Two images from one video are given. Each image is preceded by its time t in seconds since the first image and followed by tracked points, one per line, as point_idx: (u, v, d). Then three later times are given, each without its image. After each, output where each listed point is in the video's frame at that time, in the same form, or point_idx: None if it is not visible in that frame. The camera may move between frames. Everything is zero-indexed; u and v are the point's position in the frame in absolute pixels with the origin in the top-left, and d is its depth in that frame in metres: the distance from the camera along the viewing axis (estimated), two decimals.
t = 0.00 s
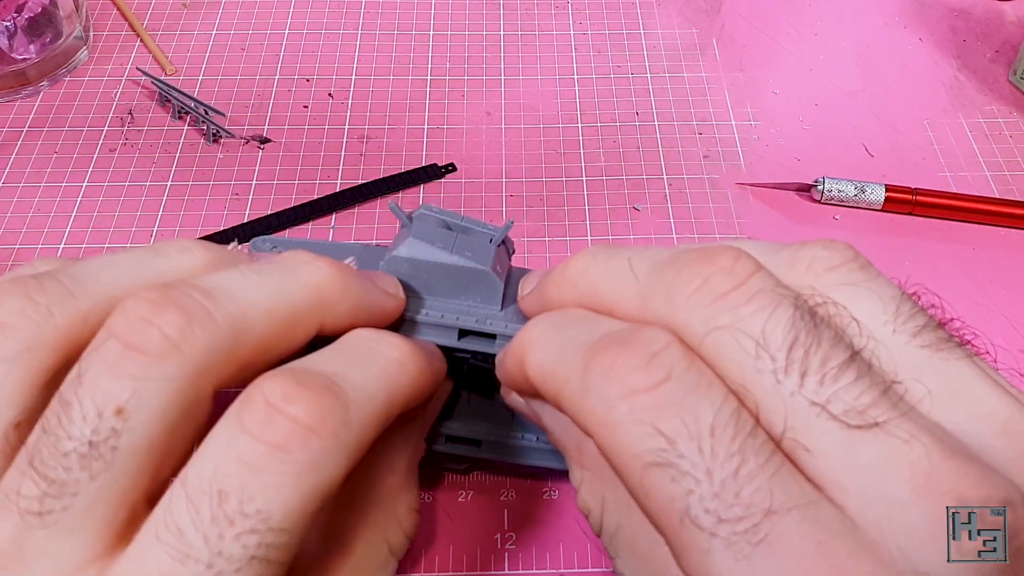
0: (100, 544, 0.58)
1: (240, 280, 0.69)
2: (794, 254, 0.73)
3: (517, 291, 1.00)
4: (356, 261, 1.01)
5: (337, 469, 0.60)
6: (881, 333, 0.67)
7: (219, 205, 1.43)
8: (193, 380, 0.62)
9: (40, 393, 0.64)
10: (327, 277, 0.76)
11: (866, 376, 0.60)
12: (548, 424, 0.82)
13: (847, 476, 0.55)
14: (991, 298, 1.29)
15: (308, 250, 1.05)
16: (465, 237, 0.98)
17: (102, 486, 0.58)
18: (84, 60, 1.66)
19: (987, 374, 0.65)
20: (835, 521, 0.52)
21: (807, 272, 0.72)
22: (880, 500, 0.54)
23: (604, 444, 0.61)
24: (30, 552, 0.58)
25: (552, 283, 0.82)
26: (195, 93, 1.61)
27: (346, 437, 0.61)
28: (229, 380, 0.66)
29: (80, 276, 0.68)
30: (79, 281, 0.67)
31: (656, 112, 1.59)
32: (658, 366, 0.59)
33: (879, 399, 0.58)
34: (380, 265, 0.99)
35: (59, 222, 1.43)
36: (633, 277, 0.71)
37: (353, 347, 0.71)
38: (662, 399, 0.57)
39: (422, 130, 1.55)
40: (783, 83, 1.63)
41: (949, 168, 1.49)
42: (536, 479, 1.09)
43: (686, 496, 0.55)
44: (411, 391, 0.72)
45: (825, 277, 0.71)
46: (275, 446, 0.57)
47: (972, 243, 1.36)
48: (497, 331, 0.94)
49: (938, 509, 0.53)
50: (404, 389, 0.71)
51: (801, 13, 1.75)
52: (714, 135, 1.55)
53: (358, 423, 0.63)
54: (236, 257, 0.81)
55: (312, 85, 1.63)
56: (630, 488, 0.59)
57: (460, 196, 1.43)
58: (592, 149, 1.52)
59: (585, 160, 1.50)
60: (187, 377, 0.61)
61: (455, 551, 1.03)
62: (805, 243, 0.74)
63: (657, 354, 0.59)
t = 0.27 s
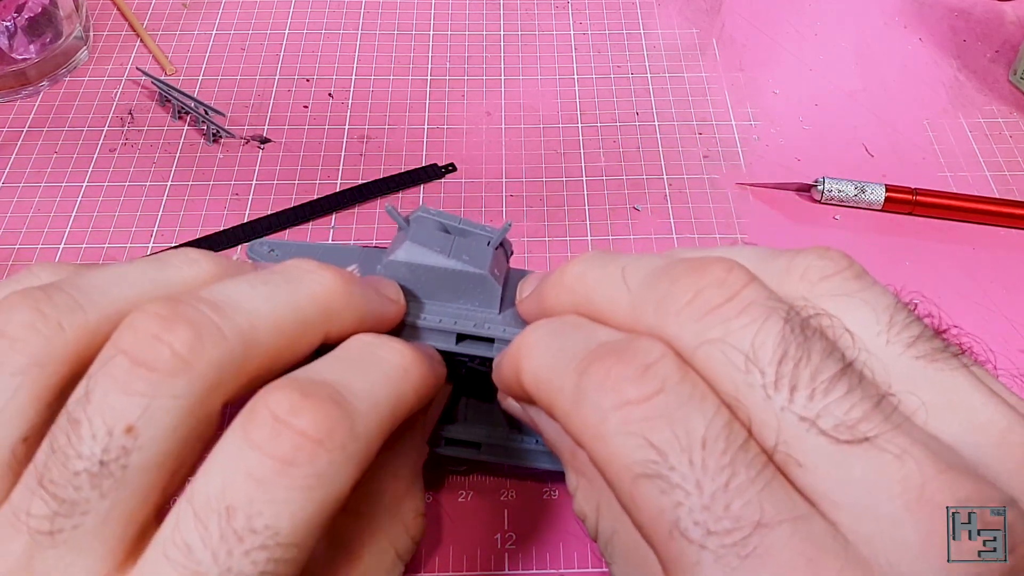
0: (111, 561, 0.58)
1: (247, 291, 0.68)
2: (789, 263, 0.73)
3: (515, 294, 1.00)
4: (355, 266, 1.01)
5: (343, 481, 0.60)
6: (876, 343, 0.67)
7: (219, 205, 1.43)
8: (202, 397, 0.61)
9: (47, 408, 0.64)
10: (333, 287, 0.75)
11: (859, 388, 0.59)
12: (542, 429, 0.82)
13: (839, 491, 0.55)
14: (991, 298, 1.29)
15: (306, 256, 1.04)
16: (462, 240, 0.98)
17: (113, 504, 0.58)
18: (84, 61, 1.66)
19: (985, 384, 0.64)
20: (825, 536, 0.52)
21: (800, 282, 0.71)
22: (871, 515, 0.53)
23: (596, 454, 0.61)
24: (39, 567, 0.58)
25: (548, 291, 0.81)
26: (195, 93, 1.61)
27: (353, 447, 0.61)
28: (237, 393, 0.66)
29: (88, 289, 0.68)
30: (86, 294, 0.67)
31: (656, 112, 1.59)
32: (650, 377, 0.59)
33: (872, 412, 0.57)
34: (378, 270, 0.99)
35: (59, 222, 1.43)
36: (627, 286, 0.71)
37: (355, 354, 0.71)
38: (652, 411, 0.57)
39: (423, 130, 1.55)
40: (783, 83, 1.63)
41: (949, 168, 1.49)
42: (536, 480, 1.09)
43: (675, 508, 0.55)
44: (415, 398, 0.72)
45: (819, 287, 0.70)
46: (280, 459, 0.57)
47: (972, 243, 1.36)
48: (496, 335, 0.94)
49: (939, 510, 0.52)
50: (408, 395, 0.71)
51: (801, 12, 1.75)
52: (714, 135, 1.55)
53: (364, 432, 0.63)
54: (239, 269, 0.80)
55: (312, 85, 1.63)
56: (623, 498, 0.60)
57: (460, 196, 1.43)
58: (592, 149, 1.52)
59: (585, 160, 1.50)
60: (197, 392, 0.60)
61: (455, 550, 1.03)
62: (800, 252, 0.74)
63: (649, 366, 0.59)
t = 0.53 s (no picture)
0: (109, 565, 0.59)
1: (240, 295, 0.68)
2: (791, 261, 0.74)
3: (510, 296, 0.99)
4: (348, 272, 0.99)
5: (341, 488, 0.60)
6: (879, 338, 0.67)
7: (219, 205, 1.43)
8: (195, 400, 0.61)
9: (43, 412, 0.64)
10: (327, 290, 0.75)
11: (863, 380, 0.59)
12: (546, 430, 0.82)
13: (845, 480, 0.54)
14: (991, 298, 1.29)
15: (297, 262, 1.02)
16: (456, 243, 0.96)
17: (106, 508, 0.58)
18: (84, 61, 1.66)
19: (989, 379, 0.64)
20: (831, 524, 0.51)
21: (803, 277, 0.72)
22: (876, 503, 0.53)
23: (600, 447, 0.60)
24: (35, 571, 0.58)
25: (548, 289, 0.82)
26: (194, 93, 1.61)
27: (351, 456, 0.61)
28: (229, 397, 0.66)
29: (85, 291, 0.67)
30: (83, 295, 0.67)
31: (656, 112, 1.59)
32: (656, 367, 0.59)
33: (876, 402, 0.57)
34: (372, 277, 0.97)
35: (59, 222, 1.43)
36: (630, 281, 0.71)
37: (353, 356, 0.70)
38: (659, 400, 0.57)
39: (422, 130, 1.55)
40: (783, 83, 1.63)
41: (949, 168, 1.49)
42: (536, 480, 1.09)
43: (681, 498, 0.55)
44: (413, 402, 0.72)
45: (822, 282, 0.71)
46: (279, 467, 0.57)
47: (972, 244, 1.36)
48: (494, 339, 0.94)
49: (939, 510, 0.52)
50: (406, 400, 0.71)
51: (801, 12, 1.75)
52: (714, 135, 1.55)
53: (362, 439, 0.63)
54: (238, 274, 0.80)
55: (312, 85, 1.63)
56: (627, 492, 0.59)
57: (460, 196, 1.43)
58: (592, 149, 1.52)
59: (585, 161, 1.50)
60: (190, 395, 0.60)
61: (455, 551, 1.03)
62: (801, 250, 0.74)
63: (655, 356, 0.59)
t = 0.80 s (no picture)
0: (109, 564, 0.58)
1: (239, 294, 0.68)
2: (784, 241, 0.74)
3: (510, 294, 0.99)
4: (348, 272, 0.99)
5: (339, 485, 0.60)
6: (871, 309, 0.67)
7: (219, 205, 1.43)
8: (193, 400, 0.61)
9: (45, 413, 0.64)
10: (327, 290, 0.75)
11: (858, 346, 0.59)
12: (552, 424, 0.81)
13: (842, 443, 0.54)
14: (991, 298, 1.29)
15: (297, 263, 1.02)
16: (456, 243, 0.95)
17: (104, 507, 0.58)
18: (84, 61, 1.66)
19: (979, 349, 0.64)
20: (830, 486, 0.51)
21: (798, 255, 0.72)
22: (874, 466, 0.53)
23: (600, 416, 0.60)
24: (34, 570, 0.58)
25: (544, 274, 0.81)
26: (195, 93, 1.61)
27: (348, 454, 0.61)
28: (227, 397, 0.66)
29: (89, 292, 0.67)
30: (90, 296, 0.67)
31: (656, 112, 1.59)
32: (654, 334, 0.58)
33: (871, 367, 0.57)
34: (371, 277, 0.96)
35: (59, 222, 1.43)
36: (626, 258, 0.72)
37: (352, 355, 0.71)
38: (658, 365, 0.57)
39: (422, 130, 1.55)
40: (783, 83, 1.63)
41: (949, 168, 1.49)
42: (535, 480, 1.10)
43: (681, 462, 0.54)
44: (411, 399, 0.72)
45: (815, 258, 0.71)
46: (275, 465, 0.57)
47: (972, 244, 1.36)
48: (494, 338, 0.94)
49: (940, 510, 0.51)
50: (404, 398, 0.71)
51: (801, 12, 1.75)
52: (714, 135, 1.55)
53: (359, 438, 0.63)
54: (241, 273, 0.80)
55: (312, 85, 1.63)
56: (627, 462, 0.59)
57: (460, 196, 1.43)
58: (592, 149, 1.52)
59: (585, 160, 1.50)
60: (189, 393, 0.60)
61: (455, 551, 1.03)
62: (794, 231, 0.75)
63: (654, 324, 0.59)
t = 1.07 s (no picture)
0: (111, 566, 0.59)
1: (242, 296, 0.68)
2: (780, 237, 0.75)
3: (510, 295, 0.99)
4: (348, 274, 0.99)
5: (336, 482, 0.60)
6: (870, 295, 0.67)
7: (219, 205, 1.43)
8: (197, 402, 0.61)
9: (50, 416, 0.64)
10: (329, 291, 0.75)
11: (857, 327, 0.59)
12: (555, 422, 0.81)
13: (842, 422, 0.54)
14: (991, 298, 1.29)
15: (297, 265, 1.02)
16: (455, 244, 0.95)
17: (109, 510, 0.58)
18: (84, 61, 1.66)
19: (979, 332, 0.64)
20: (830, 467, 0.51)
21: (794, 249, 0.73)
22: (873, 446, 0.52)
23: (602, 401, 0.60)
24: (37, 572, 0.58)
25: (544, 269, 0.82)
26: (195, 93, 1.61)
27: (345, 449, 0.61)
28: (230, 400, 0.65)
29: (94, 294, 0.67)
30: (94, 299, 0.66)
31: (656, 112, 1.59)
32: (654, 318, 0.59)
33: (870, 348, 0.57)
34: (371, 278, 0.96)
35: (59, 222, 1.43)
36: (627, 249, 0.72)
37: (354, 354, 0.71)
38: (658, 348, 0.57)
39: (422, 130, 1.55)
40: (783, 83, 1.63)
41: (949, 168, 1.49)
42: (535, 480, 1.10)
43: (682, 444, 0.54)
44: (410, 395, 0.72)
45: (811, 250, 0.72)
46: (273, 462, 0.57)
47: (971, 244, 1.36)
48: (494, 339, 0.94)
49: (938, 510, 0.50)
50: (404, 396, 0.71)
51: (801, 12, 1.75)
52: (714, 135, 1.55)
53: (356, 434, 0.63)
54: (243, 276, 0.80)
55: (312, 85, 1.63)
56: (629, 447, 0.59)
57: (460, 196, 1.43)
58: (592, 149, 1.52)
59: (585, 160, 1.50)
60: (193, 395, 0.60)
61: (455, 551, 1.03)
62: (790, 228, 0.76)
63: (654, 308, 0.60)
